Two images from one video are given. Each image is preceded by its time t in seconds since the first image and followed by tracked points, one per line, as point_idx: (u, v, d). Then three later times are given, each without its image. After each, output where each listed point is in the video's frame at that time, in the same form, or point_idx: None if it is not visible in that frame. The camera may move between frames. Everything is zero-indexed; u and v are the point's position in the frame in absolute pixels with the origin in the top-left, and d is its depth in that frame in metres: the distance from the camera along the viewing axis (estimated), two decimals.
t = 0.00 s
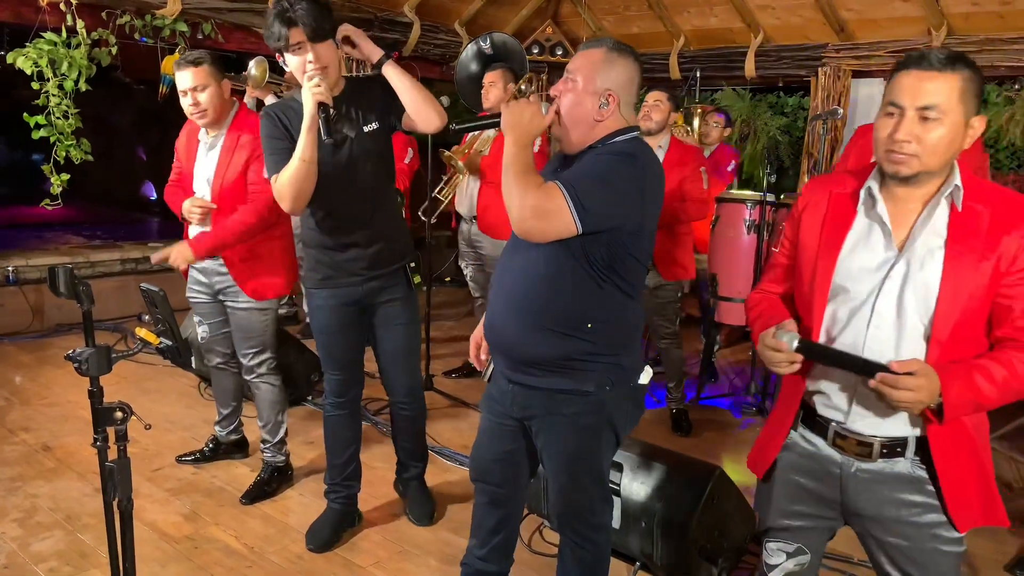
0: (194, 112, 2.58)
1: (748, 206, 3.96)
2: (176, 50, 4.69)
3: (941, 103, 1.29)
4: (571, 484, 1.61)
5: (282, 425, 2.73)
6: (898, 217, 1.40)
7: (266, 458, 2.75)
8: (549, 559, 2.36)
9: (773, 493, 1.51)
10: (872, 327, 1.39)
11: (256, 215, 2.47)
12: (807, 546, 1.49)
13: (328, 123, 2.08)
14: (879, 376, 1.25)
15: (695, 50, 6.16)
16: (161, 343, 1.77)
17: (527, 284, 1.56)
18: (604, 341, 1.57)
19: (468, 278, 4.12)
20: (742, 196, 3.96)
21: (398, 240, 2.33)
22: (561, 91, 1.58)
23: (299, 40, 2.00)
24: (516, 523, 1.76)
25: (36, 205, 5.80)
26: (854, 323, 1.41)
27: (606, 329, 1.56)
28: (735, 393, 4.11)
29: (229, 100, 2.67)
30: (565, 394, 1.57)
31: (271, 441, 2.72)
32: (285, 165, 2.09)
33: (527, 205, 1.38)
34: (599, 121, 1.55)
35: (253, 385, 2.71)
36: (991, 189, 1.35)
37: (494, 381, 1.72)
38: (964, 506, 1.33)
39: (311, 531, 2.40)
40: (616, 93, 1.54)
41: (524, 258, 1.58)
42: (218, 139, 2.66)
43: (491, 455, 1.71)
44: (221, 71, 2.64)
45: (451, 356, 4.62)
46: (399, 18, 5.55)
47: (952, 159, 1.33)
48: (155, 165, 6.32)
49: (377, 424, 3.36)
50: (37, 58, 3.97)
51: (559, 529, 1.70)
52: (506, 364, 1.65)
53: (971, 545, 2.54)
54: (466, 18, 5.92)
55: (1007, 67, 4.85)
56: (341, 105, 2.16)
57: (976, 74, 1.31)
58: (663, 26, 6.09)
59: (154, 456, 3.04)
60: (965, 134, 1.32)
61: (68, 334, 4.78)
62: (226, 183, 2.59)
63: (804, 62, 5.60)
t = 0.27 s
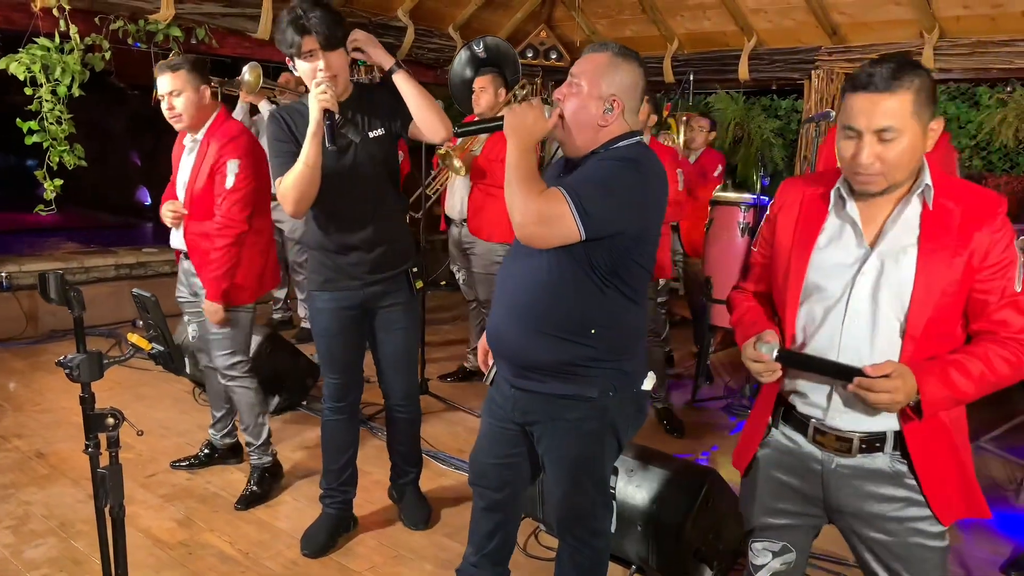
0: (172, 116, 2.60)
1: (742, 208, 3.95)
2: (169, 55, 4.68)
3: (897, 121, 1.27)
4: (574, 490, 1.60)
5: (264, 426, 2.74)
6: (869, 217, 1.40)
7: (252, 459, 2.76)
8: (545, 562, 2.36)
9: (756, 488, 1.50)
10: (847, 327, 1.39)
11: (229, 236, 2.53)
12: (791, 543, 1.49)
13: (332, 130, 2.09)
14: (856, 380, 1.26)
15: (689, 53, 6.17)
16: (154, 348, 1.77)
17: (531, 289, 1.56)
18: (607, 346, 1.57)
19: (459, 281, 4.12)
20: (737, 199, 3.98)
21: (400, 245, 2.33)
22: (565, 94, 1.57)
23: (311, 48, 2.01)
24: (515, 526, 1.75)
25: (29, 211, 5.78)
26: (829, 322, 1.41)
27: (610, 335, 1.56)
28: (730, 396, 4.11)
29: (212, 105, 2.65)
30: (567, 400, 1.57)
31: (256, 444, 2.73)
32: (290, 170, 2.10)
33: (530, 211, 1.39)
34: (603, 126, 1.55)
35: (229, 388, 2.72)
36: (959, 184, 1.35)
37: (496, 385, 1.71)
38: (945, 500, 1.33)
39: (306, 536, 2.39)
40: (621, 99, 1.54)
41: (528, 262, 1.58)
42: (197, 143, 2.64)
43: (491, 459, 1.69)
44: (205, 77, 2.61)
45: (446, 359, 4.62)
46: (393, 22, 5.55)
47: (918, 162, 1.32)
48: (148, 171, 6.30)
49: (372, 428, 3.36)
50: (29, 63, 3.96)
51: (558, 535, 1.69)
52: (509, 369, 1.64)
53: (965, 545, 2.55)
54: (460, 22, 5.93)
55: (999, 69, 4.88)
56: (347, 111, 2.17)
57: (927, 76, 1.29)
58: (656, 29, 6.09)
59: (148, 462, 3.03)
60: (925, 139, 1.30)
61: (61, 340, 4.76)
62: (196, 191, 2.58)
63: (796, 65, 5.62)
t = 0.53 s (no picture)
0: (163, 123, 2.59)
1: (736, 213, 3.99)
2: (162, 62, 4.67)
3: (893, 132, 1.25)
4: (577, 496, 1.60)
5: (254, 434, 2.72)
6: (865, 222, 1.39)
7: (244, 466, 2.75)
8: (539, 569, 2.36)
9: (756, 494, 1.49)
10: (847, 333, 1.38)
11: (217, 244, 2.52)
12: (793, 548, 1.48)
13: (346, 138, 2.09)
14: (860, 374, 1.24)
15: (682, 58, 6.19)
16: (145, 355, 1.76)
17: (535, 296, 1.54)
18: (611, 353, 1.56)
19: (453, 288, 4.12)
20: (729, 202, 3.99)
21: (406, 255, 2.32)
22: (578, 98, 1.55)
23: (329, 56, 2.00)
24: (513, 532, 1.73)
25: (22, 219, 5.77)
26: (831, 328, 1.40)
27: (614, 342, 1.56)
28: (725, 400, 4.12)
29: (204, 114, 2.64)
30: (571, 408, 1.57)
31: (247, 452, 2.72)
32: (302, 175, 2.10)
33: (549, 219, 1.36)
34: (614, 134, 1.55)
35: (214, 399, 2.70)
36: (949, 187, 1.36)
37: (494, 393, 1.68)
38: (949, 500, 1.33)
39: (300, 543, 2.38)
40: (635, 107, 1.54)
41: (531, 269, 1.56)
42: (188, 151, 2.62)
43: (488, 468, 1.66)
44: (198, 84, 2.60)
45: (441, 365, 4.61)
46: (386, 29, 5.56)
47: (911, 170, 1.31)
48: (142, 177, 6.30)
49: (367, 435, 3.35)
50: (22, 70, 3.95)
51: (556, 541, 1.68)
52: (509, 379, 1.62)
53: (961, 549, 2.55)
54: (453, 28, 5.94)
55: (990, 74, 4.90)
56: (359, 119, 2.16)
57: (919, 84, 1.28)
58: (650, 34, 6.11)
59: (141, 470, 3.02)
60: (919, 147, 1.29)
61: (55, 348, 4.74)
62: (183, 200, 2.57)
63: (789, 70, 5.64)
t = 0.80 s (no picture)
0: (167, 116, 2.54)
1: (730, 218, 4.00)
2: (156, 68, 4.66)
3: (914, 140, 1.25)
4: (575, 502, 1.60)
5: (260, 442, 2.71)
6: (888, 228, 1.39)
7: (245, 475, 2.74)
8: None
9: (774, 510, 1.49)
10: (871, 339, 1.37)
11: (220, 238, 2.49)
12: (807, 559, 1.48)
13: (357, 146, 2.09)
14: (880, 393, 1.23)
15: (676, 64, 6.20)
16: (136, 362, 1.75)
17: (538, 301, 1.53)
18: (613, 358, 1.57)
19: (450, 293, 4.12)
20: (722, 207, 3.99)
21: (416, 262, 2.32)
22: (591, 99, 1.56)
23: (350, 61, 1.98)
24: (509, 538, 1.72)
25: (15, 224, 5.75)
26: (855, 335, 1.39)
27: (616, 345, 1.56)
28: (719, 405, 4.11)
29: (208, 113, 2.63)
30: (571, 413, 1.56)
31: (250, 460, 2.71)
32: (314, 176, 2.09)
33: (567, 216, 1.36)
34: (623, 142, 1.56)
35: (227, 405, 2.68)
36: (970, 193, 1.36)
37: (490, 400, 1.67)
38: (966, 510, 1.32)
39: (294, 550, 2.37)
40: (645, 118, 1.56)
41: (533, 274, 1.55)
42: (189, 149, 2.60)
43: (483, 477, 1.65)
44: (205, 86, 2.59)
45: (436, 370, 4.60)
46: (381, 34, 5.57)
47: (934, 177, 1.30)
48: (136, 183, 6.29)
49: (362, 441, 3.34)
50: (15, 76, 3.93)
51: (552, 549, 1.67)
52: (508, 385, 1.61)
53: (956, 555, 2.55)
54: (447, 33, 5.95)
55: (982, 79, 4.93)
56: (374, 125, 2.16)
57: (946, 89, 1.27)
58: (644, 40, 6.13)
59: (134, 477, 3.00)
60: (943, 154, 1.29)
61: (47, 354, 4.72)
62: (186, 199, 2.54)
63: (783, 75, 5.65)
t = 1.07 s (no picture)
0: (174, 115, 2.50)
1: (724, 224, 4.00)
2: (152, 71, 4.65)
3: (946, 155, 1.24)
4: (572, 509, 1.59)
5: (260, 451, 2.70)
6: (910, 237, 1.38)
7: (241, 482, 2.72)
8: None
9: (788, 517, 1.46)
10: (891, 352, 1.37)
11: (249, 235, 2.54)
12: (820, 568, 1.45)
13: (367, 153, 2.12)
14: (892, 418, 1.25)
15: (672, 71, 6.22)
16: (132, 365, 1.74)
17: (538, 307, 1.53)
18: (611, 363, 1.56)
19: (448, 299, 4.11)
20: (717, 214, 4.00)
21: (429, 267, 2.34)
22: (586, 109, 1.55)
23: (366, 66, 2.05)
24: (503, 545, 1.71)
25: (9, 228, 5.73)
26: (878, 345, 1.38)
27: (615, 350, 1.56)
28: (714, 412, 4.11)
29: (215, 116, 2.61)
30: (570, 418, 1.56)
31: (248, 468, 2.70)
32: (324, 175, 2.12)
33: (571, 225, 1.35)
34: (621, 147, 1.56)
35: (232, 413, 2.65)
36: (995, 205, 1.36)
37: (486, 407, 1.66)
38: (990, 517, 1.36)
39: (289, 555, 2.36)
40: (642, 123, 1.56)
41: (533, 280, 1.55)
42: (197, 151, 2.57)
43: (480, 484, 1.64)
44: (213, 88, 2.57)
45: (431, 376, 4.59)
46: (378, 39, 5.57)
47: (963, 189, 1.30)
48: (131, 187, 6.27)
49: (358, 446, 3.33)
50: (9, 78, 3.91)
51: (549, 556, 1.66)
52: (506, 390, 1.60)
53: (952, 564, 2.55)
54: (444, 39, 5.96)
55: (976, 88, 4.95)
56: (386, 131, 2.19)
57: (979, 100, 1.27)
58: (639, 46, 6.15)
59: (128, 482, 2.99)
60: (972, 167, 1.28)
61: (40, 358, 4.70)
62: (201, 200, 2.53)
63: (778, 82, 5.67)
